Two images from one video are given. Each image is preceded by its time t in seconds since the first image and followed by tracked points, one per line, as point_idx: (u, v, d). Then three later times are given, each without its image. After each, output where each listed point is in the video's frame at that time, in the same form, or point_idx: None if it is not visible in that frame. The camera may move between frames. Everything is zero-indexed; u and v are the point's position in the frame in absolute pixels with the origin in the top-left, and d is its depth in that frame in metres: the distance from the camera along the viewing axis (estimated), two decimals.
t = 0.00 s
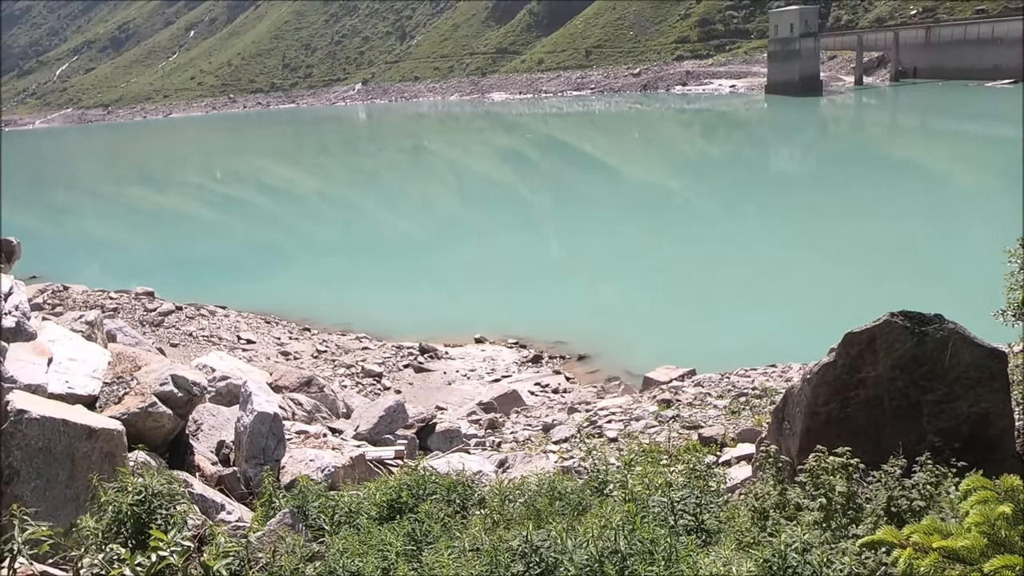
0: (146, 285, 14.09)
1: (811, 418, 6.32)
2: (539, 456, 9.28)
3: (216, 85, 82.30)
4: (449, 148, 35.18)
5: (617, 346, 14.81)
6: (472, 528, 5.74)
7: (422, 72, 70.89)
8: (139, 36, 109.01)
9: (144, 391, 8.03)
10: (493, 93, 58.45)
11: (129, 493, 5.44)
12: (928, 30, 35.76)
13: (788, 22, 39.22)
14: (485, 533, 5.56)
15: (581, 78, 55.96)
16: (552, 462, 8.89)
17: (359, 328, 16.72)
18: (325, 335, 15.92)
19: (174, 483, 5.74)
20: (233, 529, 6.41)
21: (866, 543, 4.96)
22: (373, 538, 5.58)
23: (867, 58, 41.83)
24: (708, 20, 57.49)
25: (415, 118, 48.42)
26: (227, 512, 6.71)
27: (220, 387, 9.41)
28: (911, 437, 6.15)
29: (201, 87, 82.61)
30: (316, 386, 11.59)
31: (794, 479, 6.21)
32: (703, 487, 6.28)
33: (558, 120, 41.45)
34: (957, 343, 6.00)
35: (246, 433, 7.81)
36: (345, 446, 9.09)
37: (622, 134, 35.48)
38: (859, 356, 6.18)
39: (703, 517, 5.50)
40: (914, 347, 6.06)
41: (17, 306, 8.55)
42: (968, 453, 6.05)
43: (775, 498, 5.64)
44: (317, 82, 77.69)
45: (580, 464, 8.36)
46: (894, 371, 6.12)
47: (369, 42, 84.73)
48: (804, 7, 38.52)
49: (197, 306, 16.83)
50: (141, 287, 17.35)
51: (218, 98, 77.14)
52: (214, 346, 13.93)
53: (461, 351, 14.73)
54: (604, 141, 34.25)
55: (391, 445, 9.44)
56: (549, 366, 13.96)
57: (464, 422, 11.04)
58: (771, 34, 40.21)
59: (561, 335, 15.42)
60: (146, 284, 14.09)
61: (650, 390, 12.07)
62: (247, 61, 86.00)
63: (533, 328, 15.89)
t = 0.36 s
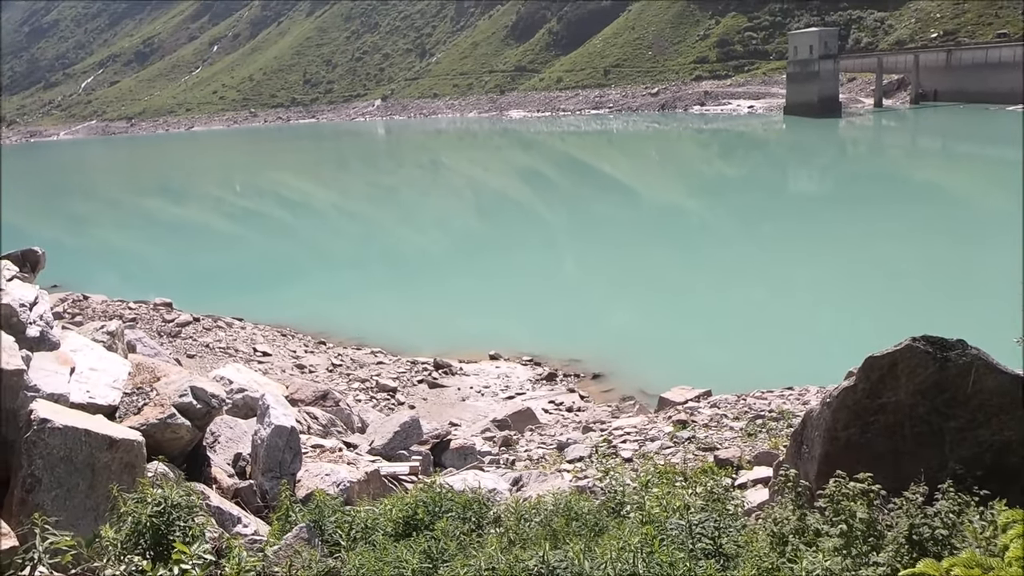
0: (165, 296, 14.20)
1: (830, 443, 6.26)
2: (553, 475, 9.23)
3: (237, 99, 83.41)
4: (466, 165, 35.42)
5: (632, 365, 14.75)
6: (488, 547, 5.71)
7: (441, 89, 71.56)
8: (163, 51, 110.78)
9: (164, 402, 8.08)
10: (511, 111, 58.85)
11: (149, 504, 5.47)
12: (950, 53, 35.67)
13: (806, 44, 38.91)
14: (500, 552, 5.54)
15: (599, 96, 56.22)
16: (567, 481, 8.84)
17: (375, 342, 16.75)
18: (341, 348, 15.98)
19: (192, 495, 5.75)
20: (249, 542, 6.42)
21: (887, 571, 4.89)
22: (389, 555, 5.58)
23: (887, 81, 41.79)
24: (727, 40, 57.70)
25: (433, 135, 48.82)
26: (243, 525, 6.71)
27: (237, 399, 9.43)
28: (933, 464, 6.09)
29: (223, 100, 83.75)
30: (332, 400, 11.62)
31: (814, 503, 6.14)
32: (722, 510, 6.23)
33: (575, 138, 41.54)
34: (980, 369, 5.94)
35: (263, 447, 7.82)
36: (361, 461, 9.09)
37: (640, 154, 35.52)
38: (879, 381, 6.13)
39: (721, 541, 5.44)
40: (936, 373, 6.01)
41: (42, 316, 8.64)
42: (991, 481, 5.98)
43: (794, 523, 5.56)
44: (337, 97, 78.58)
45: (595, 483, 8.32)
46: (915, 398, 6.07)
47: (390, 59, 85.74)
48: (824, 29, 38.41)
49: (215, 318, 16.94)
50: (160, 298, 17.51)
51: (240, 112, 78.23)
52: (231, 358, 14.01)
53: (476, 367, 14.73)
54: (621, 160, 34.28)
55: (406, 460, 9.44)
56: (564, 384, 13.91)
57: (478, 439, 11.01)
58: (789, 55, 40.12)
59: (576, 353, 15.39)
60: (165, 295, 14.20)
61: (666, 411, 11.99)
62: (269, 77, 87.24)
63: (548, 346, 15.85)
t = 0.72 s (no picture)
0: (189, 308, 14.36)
1: (856, 471, 6.16)
2: (573, 497, 9.17)
3: (264, 116, 84.60)
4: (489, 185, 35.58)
5: (651, 388, 14.67)
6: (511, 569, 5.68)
7: (464, 108, 72.17)
8: (193, 68, 112.73)
9: (189, 415, 8.14)
10: (534, 131, 59.17)
11: (175, 517, 5.50)
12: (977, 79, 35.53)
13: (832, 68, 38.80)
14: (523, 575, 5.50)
15: (622, 118, 56.38)
16: (587, 503, 8.78)
17: (395, 359, 16.79)
18: (360, 365, 16.03)
19: (218, 509, 5.79)
20: (272, 557, 6.44)
21: None
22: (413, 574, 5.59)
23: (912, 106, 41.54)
24: (751, 63, 57.79)
25: (456, 153, 49.15)
26: (265, 539, 6.74)
27: (259, 414, 9.48)
28: (962, 494, 6.01)
29: (250, 117, 85.00)
30: (352, 416, 11.65)
31: (840, 532, 6.03)
32: (746, 537, 6.15)
33: (597, 159, 41.63)
34: (1010, 400, 5.89)
35: (286, 461, 7.84)
36: (380, 478, 9.09)
37: (662, 175, 35.49)
38: (907, 410, 6.05)
39: (746, 568, 5.36)
40: (965, 404, 5.95)
41: (72, 327, 8.78)
42: (1020, 514, 5.90)
43: (820, 552, 5.45)
44: (362, 115, 79.48)
45: (615, 506, 8.26)
46: (944, 427, 6.00)
47: (416, 79, 86.72)
48: (849, 54, 38.07)
49: (237, 332, 17.07)
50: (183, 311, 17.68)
51: (266, 129, 79.35)
52: (252, 373, 14.10)
53: (494, 387, 14.70)
54: (643, 182, 34.24)
55: (426, 479, 9.43)
56: (583, 405, 13.86)
57: (497, 458, 10.98)
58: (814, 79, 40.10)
59: (596, 375, 15.34)
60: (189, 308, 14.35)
61: (686, 434, 11.90)
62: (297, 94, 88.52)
63: (566, 367, 15.81)
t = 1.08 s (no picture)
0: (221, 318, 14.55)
1: (891, 497, 6.04)
2: (601, 515, 9.10)
3: (297, 130, 85.82)
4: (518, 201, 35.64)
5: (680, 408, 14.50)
6: None
7: (495, 125, 72.62)
8: (229, 82, 114.75)
9: (222, 424, 8.25)
10: (564, 148, 59.34)
11: (209, 524, 5.54)
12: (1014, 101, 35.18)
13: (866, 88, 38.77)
14: None
15: (652, 136, 56.30)
16: (616, 523, 8.70)
17: (422, 373, 16.81)
18: (388, 378, 16.08)
19: (250, 518, 5.83)
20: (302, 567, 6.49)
21: None
22: None
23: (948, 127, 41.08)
24: (784, 83, 57.65)
25: (487, 170, 49.57)
26: (295, 550, 6.79)
27: (289, 424, 9.55)
28: (1003, 525, 5.87)
29: (283, 131, 86.26)
30: (380, 429, 11.68)
31: (874, 559, 5.89)
32: (777, 562, 6.05)
33: (627, 177, 41.54)
34: None
35: (316, 472, 7.88)
36: (408, 492, 9.09)
37: (692, 194, 35.35)
38: (945, 435, 5.94)
39: None
40: (1005, 431, 5.83)
41: (111, 335, 8.96)
42: None
43: None
44: (393, 130, 80.37)
45: (644, 526, 8.19)
46: (983, 453, 5.88)
47: (448, 95, 87.61)
48: (883, 74, 38.06)
49: (267, 343, 17.24)
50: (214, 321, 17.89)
51: (300, 143, 80.52)
52: (281, 383, 14.22)
53: (521, 403, 14.66)
54: (673, 200, 34.05)
55: (453, 494, 9.43)
56: (609, 424, 13.76)
57: (524, 475, 10.94)
58: (848, 100, 39.90)
59: (623, 394, 15.21)
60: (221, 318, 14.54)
61: (714, 456, 11.75)
62: (330, 110, 89.84)
63: (594, 385, 15.69)
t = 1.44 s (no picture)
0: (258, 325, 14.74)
1: (933, 517, 5.89)
2: (634, 529, 8.99)
3: (335, 140, 86.92)
4: (553, 211, 35.68)
5: (714, 421, 14.32)
6: None
7: (530, 135, 72.81)
8: (269, 93, 116.59)
9: (258, 430, 8.33)
10: (599, 158, 59.29)
11: (244, 529, 5.59)
12: None
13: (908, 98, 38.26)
14: None
15: (688, 147, 56.01)
16: (649, 537, 8.59)
17: (454, 382, 16.81)
18: (420, 387, 16.11)
19: (285, 525, 5.85)
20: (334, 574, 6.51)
21: None
22: None
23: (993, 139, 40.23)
24: (823, 93, 56.99)
25: (521, 179, 49.79)
26: (327, 557, 6.83)
27: (323, 431, 9.61)
28: None
29: (321, 141, 87.37)
30: (413, 437, 11.71)
31: None
32: None
33: (663, 187, 41.26)
34: None
35: (349, 480, 7.92)
36: (440, 501, 9.08)
37: (728, 204, 35.04)
38: (990, 454, 5.77)
39: None
40: None
41: (152, 340, 9.12)
42: None
43: None
44: (429, 140, 81.03)
45: (677, 541, 8.06)
46: None
47: (484, 105, 88.11)
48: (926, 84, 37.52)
49: (302, 350, 17.42)
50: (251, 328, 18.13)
51: (337, 153, 81.54)
52: (315, 390, 14.35)
53: (553, 413, 14.60)
54: (709, 210, 33.72)
55: (484, 503, 9.41)
56: (642, 436, 13.64)
57: (555, 486, 10.87)
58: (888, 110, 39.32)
59: (656, 406, 15.08)
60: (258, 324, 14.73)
61: (749, 470, 11.58)
62: (367, 120, 90.91)
63: (627, 397, 15.58)
